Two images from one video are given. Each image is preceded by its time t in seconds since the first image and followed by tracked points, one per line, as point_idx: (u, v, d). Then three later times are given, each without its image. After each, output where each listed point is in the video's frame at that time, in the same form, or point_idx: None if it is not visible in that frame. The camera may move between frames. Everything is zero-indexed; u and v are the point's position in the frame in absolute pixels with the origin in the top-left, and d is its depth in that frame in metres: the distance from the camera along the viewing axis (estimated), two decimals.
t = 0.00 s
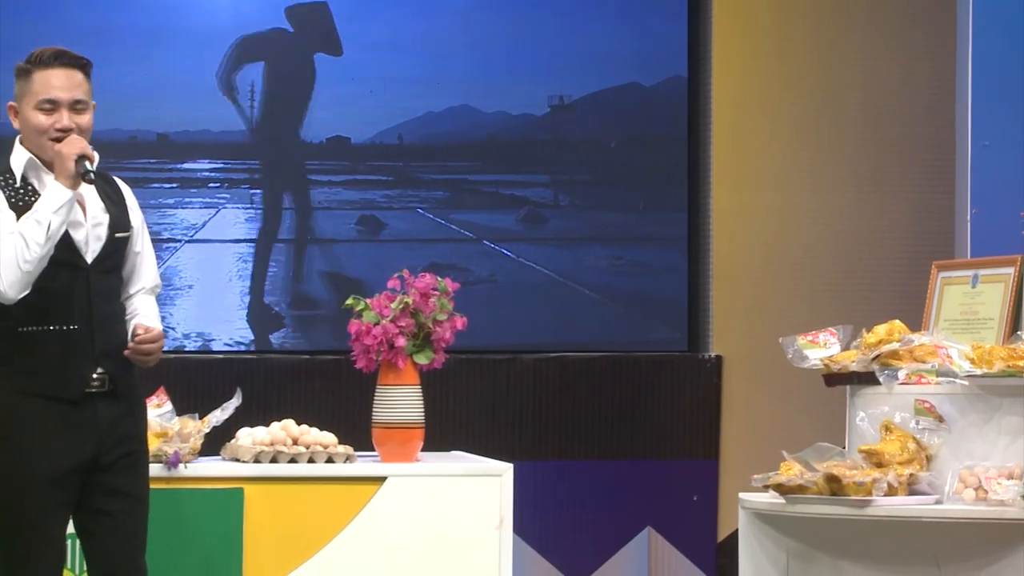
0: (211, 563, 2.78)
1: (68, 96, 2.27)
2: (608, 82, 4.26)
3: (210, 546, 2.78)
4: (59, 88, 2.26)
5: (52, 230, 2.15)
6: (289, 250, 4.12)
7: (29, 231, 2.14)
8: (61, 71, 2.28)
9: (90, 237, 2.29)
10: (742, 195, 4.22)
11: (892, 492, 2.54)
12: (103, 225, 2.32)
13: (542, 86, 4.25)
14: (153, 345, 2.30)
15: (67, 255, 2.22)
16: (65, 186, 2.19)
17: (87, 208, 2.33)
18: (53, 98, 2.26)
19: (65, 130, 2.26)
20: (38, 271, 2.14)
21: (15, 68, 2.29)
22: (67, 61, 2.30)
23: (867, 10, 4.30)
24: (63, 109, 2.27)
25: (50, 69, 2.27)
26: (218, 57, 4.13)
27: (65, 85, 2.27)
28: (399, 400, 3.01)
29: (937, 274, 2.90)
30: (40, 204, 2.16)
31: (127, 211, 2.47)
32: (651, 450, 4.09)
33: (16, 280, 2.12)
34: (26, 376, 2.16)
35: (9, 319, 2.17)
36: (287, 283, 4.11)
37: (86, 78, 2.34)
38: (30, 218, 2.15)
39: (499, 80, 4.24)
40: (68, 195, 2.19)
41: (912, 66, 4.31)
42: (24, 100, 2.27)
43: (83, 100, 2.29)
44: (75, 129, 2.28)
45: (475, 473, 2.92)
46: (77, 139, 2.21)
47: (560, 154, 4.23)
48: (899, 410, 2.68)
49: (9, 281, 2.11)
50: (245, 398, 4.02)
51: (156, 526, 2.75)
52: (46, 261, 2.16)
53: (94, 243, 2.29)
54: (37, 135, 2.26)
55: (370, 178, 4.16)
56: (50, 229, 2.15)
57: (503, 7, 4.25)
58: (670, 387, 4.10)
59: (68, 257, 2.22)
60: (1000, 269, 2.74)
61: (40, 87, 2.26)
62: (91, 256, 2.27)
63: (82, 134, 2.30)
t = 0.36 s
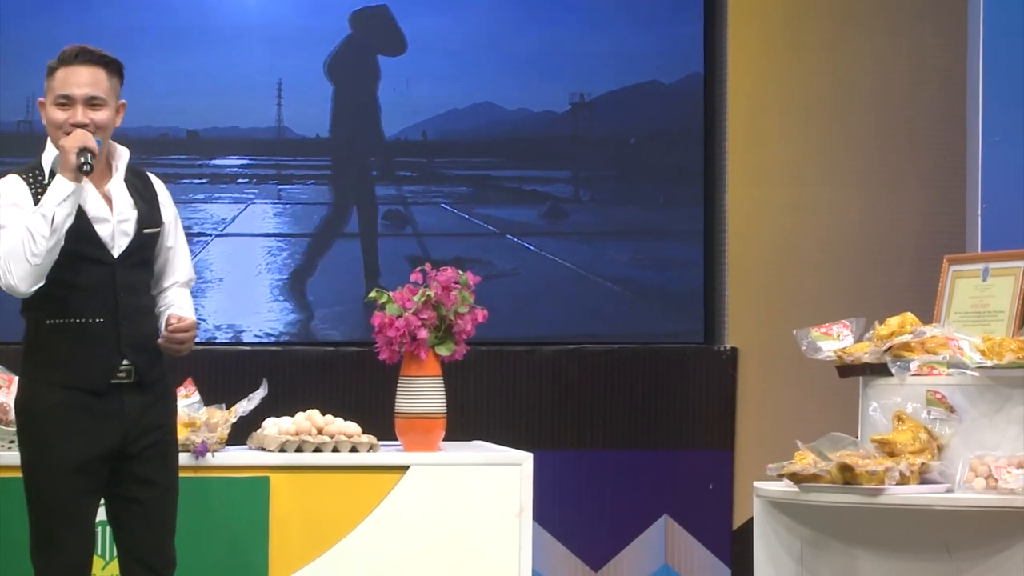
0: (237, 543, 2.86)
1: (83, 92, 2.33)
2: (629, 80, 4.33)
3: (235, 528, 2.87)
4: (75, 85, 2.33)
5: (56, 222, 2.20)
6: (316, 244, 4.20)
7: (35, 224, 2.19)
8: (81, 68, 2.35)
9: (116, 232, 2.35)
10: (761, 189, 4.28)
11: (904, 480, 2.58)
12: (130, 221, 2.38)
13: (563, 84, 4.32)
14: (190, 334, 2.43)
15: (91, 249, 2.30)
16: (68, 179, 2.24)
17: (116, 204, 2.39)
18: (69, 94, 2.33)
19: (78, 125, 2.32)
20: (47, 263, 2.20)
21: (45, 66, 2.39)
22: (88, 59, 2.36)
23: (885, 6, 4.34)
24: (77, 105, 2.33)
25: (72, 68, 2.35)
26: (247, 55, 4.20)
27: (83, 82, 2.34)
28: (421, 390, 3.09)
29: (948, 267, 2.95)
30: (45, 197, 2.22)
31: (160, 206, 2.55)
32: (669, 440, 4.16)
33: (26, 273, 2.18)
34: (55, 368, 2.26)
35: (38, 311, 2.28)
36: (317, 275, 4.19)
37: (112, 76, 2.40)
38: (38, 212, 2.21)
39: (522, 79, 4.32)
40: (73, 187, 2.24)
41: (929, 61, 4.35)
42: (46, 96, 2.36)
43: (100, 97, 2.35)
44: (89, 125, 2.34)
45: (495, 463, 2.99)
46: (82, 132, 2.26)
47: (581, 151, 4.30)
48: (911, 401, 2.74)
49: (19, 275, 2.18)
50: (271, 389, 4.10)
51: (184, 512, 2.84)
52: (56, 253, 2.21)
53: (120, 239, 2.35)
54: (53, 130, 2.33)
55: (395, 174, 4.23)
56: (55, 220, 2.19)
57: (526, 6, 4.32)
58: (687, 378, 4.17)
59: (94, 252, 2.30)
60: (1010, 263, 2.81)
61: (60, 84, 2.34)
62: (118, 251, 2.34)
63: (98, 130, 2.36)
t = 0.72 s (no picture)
0: (257, 534, 2.94)
1: (101, 92, 2.38)
2: (644, 80, 4.38)
3: (256, 520, 2.94)
4: (94, 85, 2.39)
5: (48, 221, 2.27)
6: (336, 242, 4.26)
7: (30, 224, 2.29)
8: (100, 69, 2.40)
9: (133, 231, 2.40)
10: (771, 186, 4.33)
11: (911, 474, 2.64)
12: (147, 220, 2.43)
13: (579, 84, 4.38)
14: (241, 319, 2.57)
15: (107, 247, 2.35)
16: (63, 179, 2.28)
17: (135, 203, 2.44)
18: (88, 94, 2.39)
19: (96, 125, 2.38)
20: (44, 261, 2.29)
21: (68, 68, 2.45)
22: (107, 59, 2.41)
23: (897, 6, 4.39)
24: (96, 104, 2.39)
25: (92, 69, 2.40)
26: (268, 56, 4.26)
27: (103, 82, 2.39)
28: (436, 386, 3.15)
29: (954, 265, 3.00)
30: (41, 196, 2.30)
31: (186, 204, 2.63)
32: (680, 433, 4.22)
33: (23, 272, 2.29)
34: (74, 362, 2.33)
35: (58, 309, 2.35)
36: (336, 271, 4.26)
37: (132, 76, 2.45)
38: (38, 213, 2.30)
39: (538, 79, 4.37)
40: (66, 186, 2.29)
41: (937, 61, 4.41)
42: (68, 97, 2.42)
43: (118, 96, 2.39)
44: (108, 125, 2.39)
45: (509, 457, 3.06)
46: (80, 133, 2.28)
47: (596, 150, 4.36)
48: (918, 395, 2.78)
49: (18, 273, 2.29)
50: (290, 384, 4.18)
51: (205, 505, 2.91)
52: (53, 251, 2.29)
53: (137, 238, 2.40)
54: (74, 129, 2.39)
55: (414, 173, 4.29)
56: (46, 220, 2.28)
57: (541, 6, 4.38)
58: (697, 373, 4.24)
59: (110, 250, 2.35)
60: (1016, 260, 2.84)
61: (79, 84, 2.40)
62: (135, 249, 2.39)
63: (117, 129, 2.40)
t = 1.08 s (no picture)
0: (272, 528, 3.00)
1: (117, 95, 2.45)
2: (655, 84, 4.47)
3: (274, 515, 3.01)
4: (110, 89, 2.46)
5: (65, 221, 2.34)
6: (354, 243, 4.34)
7: (48, 224, 2.36)
8: (117, 73, 2.47)
9: (151, 232, 2.47)
10: (779, 188, 4.40)
11: (914, 470, 2.67)
12: (165, 221, 2.50)
13: (592, 88, 4.45)
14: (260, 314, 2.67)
15: (128, 248, 2.42)
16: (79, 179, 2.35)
17: (154, 206, 2.51)
18: (105, 98, 2.46)
19: (113, 127, 2.45)
20: (61, 260, 2.36)
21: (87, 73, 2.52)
22: (123, 63, 2.48)
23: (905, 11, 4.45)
24: (113, 107, 2.46)
25: (109, 73, 2.47)
26: (285, 60, 4.33)
27: (119, 86, 2.46)
28: (449, 384, 3.22)
29: (957, 265, 3.06)
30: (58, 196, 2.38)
31: (206, 206, 2.70)
32: (688, 430, 4.29)
33: (41, 270, 2.37)
34: (94, 360, 2.39)
35: (79, 307, 2.42)
36: (354, 272, 4.33)
37: (147, 79, 2.51)
38: (55, 213, 2.38)
39: (550, 82, 4.44)
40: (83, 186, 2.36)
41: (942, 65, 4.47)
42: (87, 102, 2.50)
43: (133, 99, 2.46)
44: (125, 127, 2.46)
45: (519, 453, 3.13)
46: (97, 135, 2.35)
47: (608, 153, 4.44)
48: (920, 393, 2.83)
49: (36, 272, 2.37)
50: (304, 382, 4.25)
51: (224, 499, 2.98)
52: (70, 250, 2.37)
53: (155, 239, 2.47)
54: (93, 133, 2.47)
55: (428, 176, 4.37)
56: (63, 219, 2.35)
57: (553, 11, 4.44)
58: (705, 371, 4.30)
59: (129, 251, 2.41)
60: (1017, 260, 2.90)
61: (97, 89, 2.47)
62: (153, 250, 2.46)
63: (133, 131, 2.47)
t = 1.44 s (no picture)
0: (290, 523, 3.07)
1: (141, 100, 2.52)
2: (666, 88, 4.53)
3: (289, 508, 3.08)
4: (135, 93, 2.52)
5: (98, 221, 2.39)
6: (371, 243, 4.41)
7: (79, 224, 2.41)
8: (141, 78, 2.54)
9: (173, 233, 2.53)
10: (786, 190, 4.46)
11: (916, 467, 2.74)
12: (186, 222, 2.56)
13: (604, 92, 4.51)
14: (293, 294, 2.71)
15: (147, 248, 2.48)
16: (109, 179, 2.41)
17: (174, 207, 2.57)
18: (129, 102, 2.52)
19: (136, 130, 2.51)
20: (92, 259, 2.41)
21: (110, 78, 2.59)
22: (148, 69, 2.55)
23: (910, 15, 4.53)
24: (136, 112, 2.52)
25: (134, 78, 2.54)
26: (303, 65, 4.40)
27: (143, 92, 2.53)
28: (459, 382, 3.29)
29: (959, 265, 3.11)
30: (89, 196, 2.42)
31: (222, 207, 2.77)
32: (696, 427, 4.35)
33: (72, 269, 2.40)
34: (116, 359, 2.46)
35: (101, 307, 2.48)
36: (371, 272, 4.41)
37: (170, 85, 2.59)
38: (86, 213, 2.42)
39: (562, 86, 4.50)
40: (113, 186, 2.42)
41: (946, 68, 4.54)
42: (109, 105, 2.56)
43: (157, 105, 2.53)
44: (148, 131, 2.52)
45: (529, 450, 3.19)
46: (126, 137, 2.42)
47: (618, 156, 4.50)
48: (923, 391, 2.89)
49: (67, 271, 2.40)
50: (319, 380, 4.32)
51: (240, 494, 3.05)
52: (100, 249, 2.41)
53: (177, 239, 2.54)
54: (115, 135, 2.52)
55: (443, 178, 4.45)
56: (95, 218, 2.39)
57: (566, 16, 4.49)
58: (712, 369, 4.36)
59: (151, 251, 2.48)
60: (1018, 260, 2.95)
61: (121, 93, 2.53)
62: (175, 250, 2.53)
63: (155, 136, 2.54)
